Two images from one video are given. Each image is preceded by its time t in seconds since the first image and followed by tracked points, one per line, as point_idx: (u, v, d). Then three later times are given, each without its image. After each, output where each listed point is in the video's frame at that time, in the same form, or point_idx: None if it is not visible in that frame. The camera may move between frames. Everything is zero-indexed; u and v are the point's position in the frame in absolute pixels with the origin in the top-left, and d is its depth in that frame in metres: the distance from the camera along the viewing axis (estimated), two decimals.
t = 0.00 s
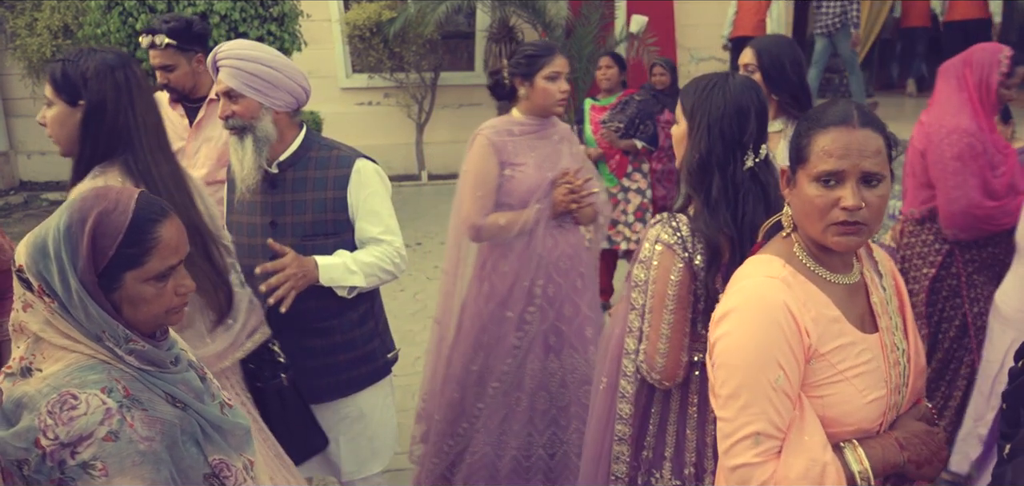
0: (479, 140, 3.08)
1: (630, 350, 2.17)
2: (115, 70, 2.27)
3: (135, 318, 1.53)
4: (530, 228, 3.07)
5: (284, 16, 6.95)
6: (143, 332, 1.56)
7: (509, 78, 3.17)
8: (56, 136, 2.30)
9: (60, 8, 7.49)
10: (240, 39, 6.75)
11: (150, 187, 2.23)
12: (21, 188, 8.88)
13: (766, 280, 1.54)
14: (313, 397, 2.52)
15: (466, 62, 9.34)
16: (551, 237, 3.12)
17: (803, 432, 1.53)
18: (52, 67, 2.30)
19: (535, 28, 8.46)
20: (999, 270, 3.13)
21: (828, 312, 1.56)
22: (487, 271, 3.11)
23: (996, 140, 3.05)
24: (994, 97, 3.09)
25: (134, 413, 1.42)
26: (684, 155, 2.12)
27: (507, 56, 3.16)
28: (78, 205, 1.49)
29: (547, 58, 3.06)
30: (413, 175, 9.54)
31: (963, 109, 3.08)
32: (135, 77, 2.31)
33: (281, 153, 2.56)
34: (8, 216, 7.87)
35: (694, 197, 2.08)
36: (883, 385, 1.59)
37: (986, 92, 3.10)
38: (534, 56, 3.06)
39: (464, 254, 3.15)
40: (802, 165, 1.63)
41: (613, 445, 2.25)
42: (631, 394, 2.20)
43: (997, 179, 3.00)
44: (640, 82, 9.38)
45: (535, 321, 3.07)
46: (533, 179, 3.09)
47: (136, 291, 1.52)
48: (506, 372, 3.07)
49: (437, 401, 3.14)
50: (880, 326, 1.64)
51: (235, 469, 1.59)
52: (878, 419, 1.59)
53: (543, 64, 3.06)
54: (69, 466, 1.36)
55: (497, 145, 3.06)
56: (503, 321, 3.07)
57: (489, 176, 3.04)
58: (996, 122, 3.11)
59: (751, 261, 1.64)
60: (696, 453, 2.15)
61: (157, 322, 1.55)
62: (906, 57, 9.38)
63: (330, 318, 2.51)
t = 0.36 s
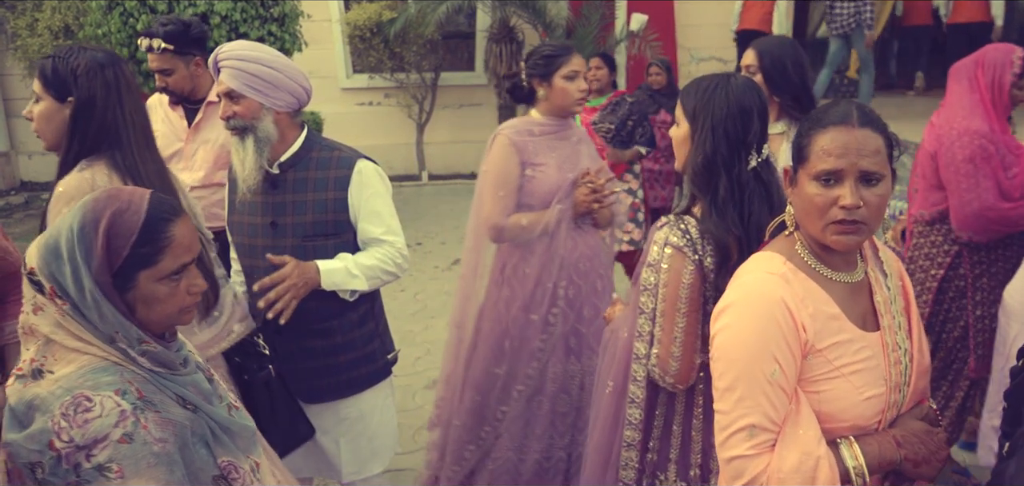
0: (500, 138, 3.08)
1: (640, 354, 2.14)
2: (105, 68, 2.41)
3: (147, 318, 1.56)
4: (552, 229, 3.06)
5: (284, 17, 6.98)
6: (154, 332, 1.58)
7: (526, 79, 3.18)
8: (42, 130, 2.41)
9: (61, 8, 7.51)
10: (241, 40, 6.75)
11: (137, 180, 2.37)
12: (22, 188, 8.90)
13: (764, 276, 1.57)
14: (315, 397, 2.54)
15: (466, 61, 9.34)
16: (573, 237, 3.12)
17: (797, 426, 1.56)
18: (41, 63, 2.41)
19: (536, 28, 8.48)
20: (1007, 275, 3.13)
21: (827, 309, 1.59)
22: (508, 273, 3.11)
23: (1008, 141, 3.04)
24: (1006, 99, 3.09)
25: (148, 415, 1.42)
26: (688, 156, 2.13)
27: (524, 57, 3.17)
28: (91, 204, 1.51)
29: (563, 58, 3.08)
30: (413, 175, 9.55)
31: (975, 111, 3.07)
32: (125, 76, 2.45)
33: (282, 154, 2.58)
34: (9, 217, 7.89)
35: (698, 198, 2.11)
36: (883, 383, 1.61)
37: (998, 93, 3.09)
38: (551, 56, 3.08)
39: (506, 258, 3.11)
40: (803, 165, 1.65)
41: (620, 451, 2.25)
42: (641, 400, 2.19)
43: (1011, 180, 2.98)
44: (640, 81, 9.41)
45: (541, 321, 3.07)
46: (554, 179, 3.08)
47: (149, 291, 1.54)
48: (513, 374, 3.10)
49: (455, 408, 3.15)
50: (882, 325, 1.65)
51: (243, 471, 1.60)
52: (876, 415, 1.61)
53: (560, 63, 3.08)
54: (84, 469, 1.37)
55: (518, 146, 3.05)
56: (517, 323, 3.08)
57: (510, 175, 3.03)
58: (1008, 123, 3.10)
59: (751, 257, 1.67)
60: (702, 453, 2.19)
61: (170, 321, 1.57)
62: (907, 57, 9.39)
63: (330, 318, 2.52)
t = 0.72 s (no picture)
0: (518, 138, 3.10)
1: (646, 357, 2.15)
2: (98, 70, 2.43)
3: (165, 314, 1.58)
4: (568, 231, 3.07)
5: (284, 17, 7.00)
6: (172, 327, 1.61)
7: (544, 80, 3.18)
8: (29, 132, 2.41)
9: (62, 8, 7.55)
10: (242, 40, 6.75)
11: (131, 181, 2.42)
12: (22, 188, 8.91)
13: (762, 274, 1.61)
14: (316, 397, 2.55)
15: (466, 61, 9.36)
16: (591, 239, 3.14)
17: (793, 422, 1.60)
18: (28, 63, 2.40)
19: (536, 28, 8.50)
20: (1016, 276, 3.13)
21: (827, 307, 1.61)
22: (521, 274, 3.14)
23: (1014, 140, 3.05)
24: (1013, 98, 3.09)
25: (169, 413, 1.44)
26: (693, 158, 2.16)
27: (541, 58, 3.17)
28: (109, 203, 1.53)
29: (578, 58, 3.06)
30: (413, 175, 9.57)
31: (981, 110, 3.08)
32: (116, 79, 2.49)
33: (284, 154, 2.59)
34: (9, 217, 7.90)
35: (701, 197, 2.14)
36: (880, 381, 1.64)
37: (1005, 93, 3.10)
38: (567, 56, 3.07)
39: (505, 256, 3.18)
40: (801, 164, 1.67)
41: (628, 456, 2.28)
42: (648, 403, 2.20)
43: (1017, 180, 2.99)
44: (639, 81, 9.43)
45: (546, 320, 3.09)
46: (570, 182, 3.09)
47: (169, 287, 1.57)
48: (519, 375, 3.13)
49: (477, 412, 3.18)
50: (881, 323, 1.67)
51: (256, 472, 1.63)
52: (873, 413, 1.64)
53: (575, 64, 3.06)
54: (108, 467, 1.38)
55: (534, 145, 3.07)
56: (529, 324, 3.11)
57: (525, 178, 3.04)
58: (1014, 122, 3.11)
59: (751, 255, 1.70)
60: (706, 454, 2.21)
61: (187, 318, 1.60)
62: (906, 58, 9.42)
63: (331, 319, 2.54)
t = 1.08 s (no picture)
0: (528, 141, 3.12)
1: (653, 363, 2.18)
2: (86, 72, 2.43)
3: (191, 315, 1.61)
4: (574, 235, 3.09)
5: (284, 21, 6.94)
6: (197, 329, 1.63)
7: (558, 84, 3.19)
8: (18, 136, 2.42)
9: (63, 11, 7.61)
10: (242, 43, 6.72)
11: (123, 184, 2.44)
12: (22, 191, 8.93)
13: (760, 275, 1.64)
14: (316, 400, 2.55)
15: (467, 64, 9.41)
16: (597, 244, 3.14)
17: (787, 421, 1.63)
18: (16, 67, 2.41)
19: (537, 31, 8.53)
20: None
21: (824, 308, 1.65)
22: (528, 277, 3.17)
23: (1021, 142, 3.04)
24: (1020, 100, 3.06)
25: (193, 413, 1.47)
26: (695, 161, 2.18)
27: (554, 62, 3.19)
28: (134, 206, 1.55)
29: (590, 62, 3.06)
30: (413, 178, 9.58)
31: (986, 112, 3.07)
32: (103, 81, 2.49)
33: (290, 156, 2.61)
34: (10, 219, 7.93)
35: (704, 201, 2.17)
36: (876, 381, 1.67)
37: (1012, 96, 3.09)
38: (579, 60, 3.08)
39: (513, 260, 3.18)
40: (795, 167, 1.70)
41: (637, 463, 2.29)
42: (655, 408, 2.21)
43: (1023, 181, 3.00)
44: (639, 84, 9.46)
45: (551, 323, 3.11)
46: (579, 186, 3.10)
47: (194, 287, 1.59)
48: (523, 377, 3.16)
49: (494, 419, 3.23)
50: (880, 324, 1.70)
51: (277, 476, 1.65)
52: (868, 413, 1.67)
53: (587, 67, 3.06)
54: (133, 466, 1.41)
55: (544, 149, 3.09)
56: (535, 327, 3.14)
57: (535, 182, 3.07)
58: None
59: (750, 257, 1.74)
60: (710, 458, 2.23)
61: (212, 318, 1.64)
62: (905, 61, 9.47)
63: (333, 322, 2.56)
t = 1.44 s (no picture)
0: (535, 155, 3.15)
1: (661, 381, 2.17)
2: (76, 89, 2.46)
3: (223, 320, 1.66)
4: (578, 251, 3.09)
5: (285, 36, 7.00)
6: (228, 335, 1.68)
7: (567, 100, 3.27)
8: (7, 152, 2.43)
9: (64, 26, 7.65)
10: (244, 58, 6.75)
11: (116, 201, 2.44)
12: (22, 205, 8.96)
13: (759, 288, 1.68)
14: (322, 413, 2.57)
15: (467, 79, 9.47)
16: (601, 262, 3.13)
17: (781, 433, 1.66)
18: (5, 84, 2.42)
19: (537, 46, 8.62)
20: None
21: (820, 320, 1.68)
22: (532, 294, 3.19)
23: None
24: None
25: (221, 415, 1.48)
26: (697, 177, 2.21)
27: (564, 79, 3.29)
28: (169, 212, 1.65)
29: (598, 76, 3.14)
30: (414, 192, 9.62)
31: (996, 126, 3.10)
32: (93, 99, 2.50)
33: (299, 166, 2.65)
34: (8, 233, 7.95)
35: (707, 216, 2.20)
36: (872, 395, 1.69)
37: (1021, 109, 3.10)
38: (586, 75, 3.17)
39: (517, 273, 3.20)
40: (791, 184, 1.74)
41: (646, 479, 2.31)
42: (664, 427, 2.22)
43: None
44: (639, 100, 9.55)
45: (554, 339, 3.13)
46: (585, 201, 3.12)
47: (224, 291, 1.65)
48: (524, 392, 3.18)
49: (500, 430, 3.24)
50: (878, 339, 1.72)
51: None
52: (864, 427, 1.69)
53: (594, 82, 3.15)
54: (163, 464, 1.43)
55: (553, 164, 3.11)
56: (537, 343, 3.16)
57: (541, 196, 3.09)
58: None
59: (749, 270, 1.77)
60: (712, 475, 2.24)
61: (243, 323, 1.68)
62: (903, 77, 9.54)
63: (335, 337, 2.57)
